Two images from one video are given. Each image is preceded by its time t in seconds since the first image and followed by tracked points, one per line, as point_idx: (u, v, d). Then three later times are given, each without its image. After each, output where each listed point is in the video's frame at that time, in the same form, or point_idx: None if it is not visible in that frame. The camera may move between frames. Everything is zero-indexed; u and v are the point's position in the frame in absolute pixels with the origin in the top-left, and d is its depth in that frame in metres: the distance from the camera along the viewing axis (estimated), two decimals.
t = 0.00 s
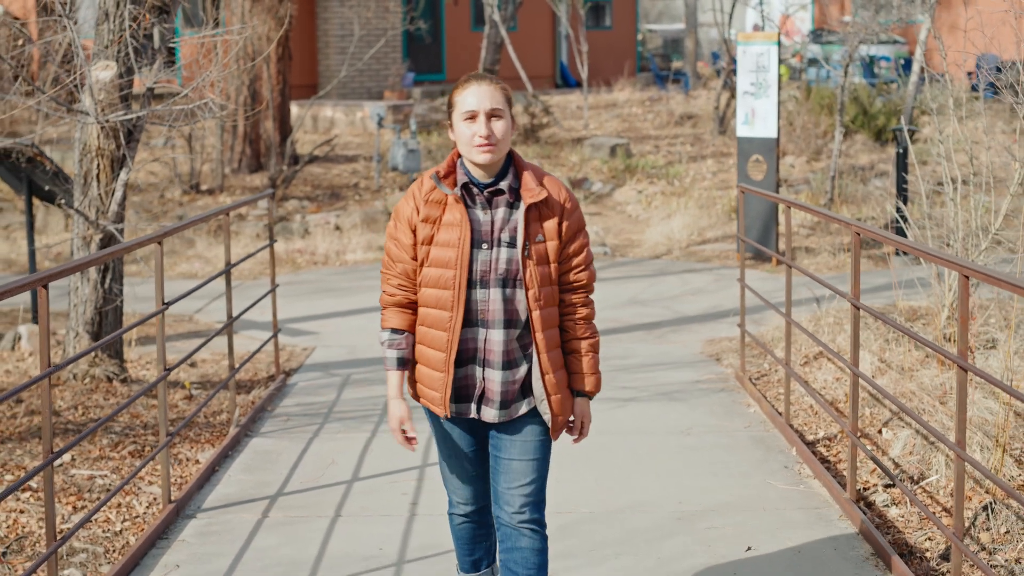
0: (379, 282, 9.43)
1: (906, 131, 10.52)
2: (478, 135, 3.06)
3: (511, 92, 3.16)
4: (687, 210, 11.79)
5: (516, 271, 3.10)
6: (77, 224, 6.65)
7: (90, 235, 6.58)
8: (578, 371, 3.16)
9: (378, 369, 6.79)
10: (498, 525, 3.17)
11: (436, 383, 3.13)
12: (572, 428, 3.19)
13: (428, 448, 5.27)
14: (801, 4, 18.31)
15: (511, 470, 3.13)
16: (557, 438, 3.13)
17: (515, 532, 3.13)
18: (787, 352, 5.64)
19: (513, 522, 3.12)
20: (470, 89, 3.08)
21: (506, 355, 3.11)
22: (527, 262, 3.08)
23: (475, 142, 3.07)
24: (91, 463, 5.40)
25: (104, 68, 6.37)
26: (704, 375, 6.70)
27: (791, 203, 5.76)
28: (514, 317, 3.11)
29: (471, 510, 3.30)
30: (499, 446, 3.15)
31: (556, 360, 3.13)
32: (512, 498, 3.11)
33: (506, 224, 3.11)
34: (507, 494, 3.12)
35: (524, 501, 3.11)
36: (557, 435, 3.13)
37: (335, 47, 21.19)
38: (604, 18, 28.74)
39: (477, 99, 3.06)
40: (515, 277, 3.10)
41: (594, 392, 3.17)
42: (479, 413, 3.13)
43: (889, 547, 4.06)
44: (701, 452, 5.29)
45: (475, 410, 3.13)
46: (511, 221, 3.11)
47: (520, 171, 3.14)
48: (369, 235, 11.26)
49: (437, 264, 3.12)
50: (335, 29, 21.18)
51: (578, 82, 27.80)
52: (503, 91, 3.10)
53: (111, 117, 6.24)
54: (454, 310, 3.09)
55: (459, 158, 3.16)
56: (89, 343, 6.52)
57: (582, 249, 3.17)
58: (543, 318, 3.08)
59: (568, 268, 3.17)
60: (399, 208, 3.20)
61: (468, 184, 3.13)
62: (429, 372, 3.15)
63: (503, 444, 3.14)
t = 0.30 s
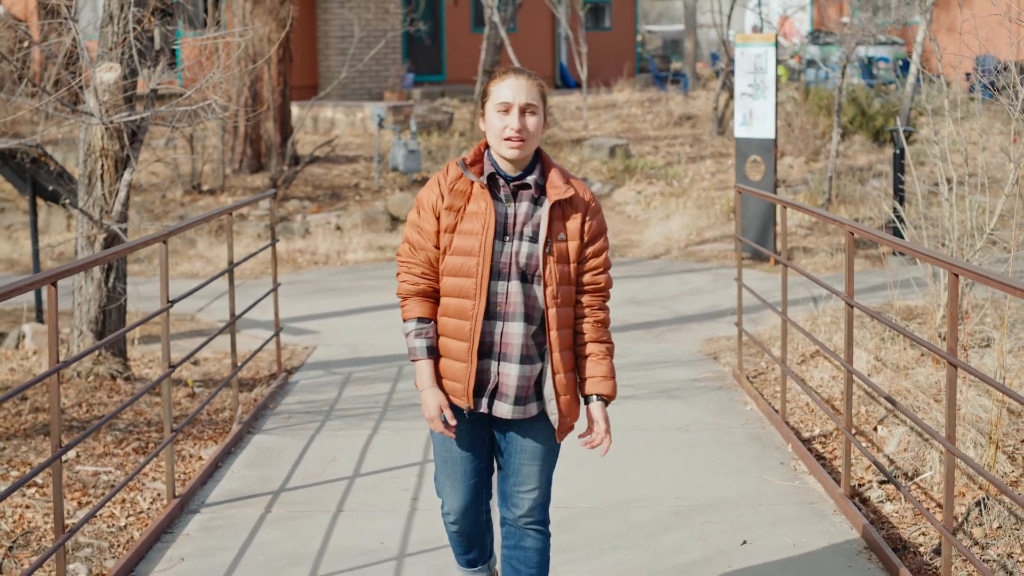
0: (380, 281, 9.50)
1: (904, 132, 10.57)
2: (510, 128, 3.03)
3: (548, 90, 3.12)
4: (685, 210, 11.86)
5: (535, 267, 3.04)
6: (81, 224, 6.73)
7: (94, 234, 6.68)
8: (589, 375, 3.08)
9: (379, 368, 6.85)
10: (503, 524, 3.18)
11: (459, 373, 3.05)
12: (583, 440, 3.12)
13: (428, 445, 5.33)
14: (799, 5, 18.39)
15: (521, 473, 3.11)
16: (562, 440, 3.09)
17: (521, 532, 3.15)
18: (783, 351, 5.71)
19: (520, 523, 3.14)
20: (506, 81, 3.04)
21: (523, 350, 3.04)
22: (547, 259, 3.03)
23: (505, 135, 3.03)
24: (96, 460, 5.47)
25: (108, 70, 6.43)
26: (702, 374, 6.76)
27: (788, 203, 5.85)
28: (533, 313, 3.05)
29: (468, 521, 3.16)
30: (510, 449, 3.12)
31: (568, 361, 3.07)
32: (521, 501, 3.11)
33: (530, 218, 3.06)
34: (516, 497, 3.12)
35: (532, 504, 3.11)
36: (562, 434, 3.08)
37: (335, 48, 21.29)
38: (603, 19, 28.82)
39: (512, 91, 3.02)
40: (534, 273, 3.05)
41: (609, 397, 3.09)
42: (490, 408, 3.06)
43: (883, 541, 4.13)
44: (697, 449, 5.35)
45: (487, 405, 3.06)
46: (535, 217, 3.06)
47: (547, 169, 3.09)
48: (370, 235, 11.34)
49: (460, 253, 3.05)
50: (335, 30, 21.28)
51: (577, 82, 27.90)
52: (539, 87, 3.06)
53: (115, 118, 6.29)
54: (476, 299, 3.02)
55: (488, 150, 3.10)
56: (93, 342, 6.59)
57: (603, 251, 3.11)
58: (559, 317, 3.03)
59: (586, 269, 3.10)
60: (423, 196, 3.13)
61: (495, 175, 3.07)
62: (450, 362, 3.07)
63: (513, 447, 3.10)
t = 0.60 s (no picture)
0: (379, 282, 9.55)
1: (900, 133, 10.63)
2: (503, 131, 3.07)
3: (540, 91, 3.16)
4: (683, 212, 11.92)
5: (538, 269, 3.09)
6: (85, 225, 6.80)
7: (97, 235, 6.76)
8: (594, 377, 3.12)
9: (379, 368, 6.91)
10: (506, 526, 3.23)
11: (453, 378, 3.07)
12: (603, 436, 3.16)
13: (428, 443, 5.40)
14: (797, 7, 18.45)
15: (526, 476, 3.15)
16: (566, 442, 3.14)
17: (523, 535, 3.21)
18: (779, 350, 5.77)
19: (523, 526, 3.19)
20: (496, 85, 3.08)
21: (526, 353, 3.08)
22: (550, 260, 3.08)
23: (499, 138, 3.07)
24: (99, 458, 5.53)
25: (111, 73, 6.51)
26: (700, 373, 6.82)
27: (783, 203, 5.94)
28: (535, 315, 3.09)
29: (476, 534, 3.11)
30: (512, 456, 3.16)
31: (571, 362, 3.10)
32: (527, 504, 3.17)
33: (531, 221, 3.10)
34: (522, 500, 3.17)
35: (536, 507, 3.17)
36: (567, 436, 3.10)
37: (334, 50, 21.37)
38: (602, 21, 28.87)
39: (502, 95, 3.06)
40: (537, 275, 3.09)
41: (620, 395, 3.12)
42: (497, 411, 3.08)
43: (877, 537, 4.19)
44: (693, 447, 5.42)
45: (493, 408, 3.08)
46: (536, 219, 3.10)
47: (547, 170, 3.14)
48: (369, 236, 11.40)
49: (462, 258, 3.09)
50: (334, 32, 21.37)
51: (576, 85, 27.97)
52: (528, 89, 3.09)
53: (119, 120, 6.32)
54: (478, 303, 3.06)
55: (486, 155, 3.15)
56: (96, 342, 6.65)
57: (605, 250, 3.16)
58: (561, 318, 3.07)
59: (587, 268, 3.14)
60: (423, 203, 3.18)
61: (495, 179, 3.11)
62: (445, 367, 3.10)
63: (519, 449, 3.13)
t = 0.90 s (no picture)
0: (377, 281, 9.62)
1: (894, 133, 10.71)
2: (481, 139, 3.07)
3: (518, 95, 3.16)
4: (679, 211, 12.00)
5: (529, 272, 3.10)
6: (87, 224, 6.87)
7: (98, 234, 6.83)
8: (594, 375, 3.18)
9: (377, 365, 6.98)
10: (502, 528, 3.27)
11: (443, 389, 3.09)
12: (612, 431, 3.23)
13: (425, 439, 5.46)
14: (792, 8, 18.53)
15: (522, 481, 3.19)
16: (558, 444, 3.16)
17: (519, 536, 3.25)
18: (773, 347, 5.84)
19: (519, 527, 3.24)
20: (472, 93, 3.08)
21: (519, 357, 3.09)
22: (540, 263, 3.08)
23: (478, 147, 3.07)
24: (101, 454, 5.60)
25: (113, 73, 6.57)
26: (694, 370, 6.89)
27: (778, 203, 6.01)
28: (526, 319, 3.10)
29: (476, 537, 3.12)
30: (507, 461, 3.19)
31: (562, 363, 3.11)
32: (525, 507, 3.22)
33: (518, 225, 3.11)
34: (518, 503, 3.21)
35: (534, 509, 3.22)
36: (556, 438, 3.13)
37: (332, 51, 21.46)
38: (599, 22, 28.97)
39: (478, 103, 3.06)
40: (527, 279, 3.10)
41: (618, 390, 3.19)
42: (495, 416, 3.11)
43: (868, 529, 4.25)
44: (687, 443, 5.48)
45: (492, 414, 3.10)
46: (523, 222, 3.11)
47: (531, 173, 3.15)
48: (367, 236, 11.47)
49: (449, 267, 3.10)
50: (332, 33, 21.47)
51: (573, 85, 28.08)
52: (506, 94, 3.09)
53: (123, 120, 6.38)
54: (465, 312, 3.07)
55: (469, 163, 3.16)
56: (97, 340, 6.71)
57: (596, 250, 3.18)
58: (551, 321, 3.08)
59: (581, 270, 3.17)
60: (409, 214, 3.19)
61: (478, 187, 3.11)
62: (435, 377, 3.12)
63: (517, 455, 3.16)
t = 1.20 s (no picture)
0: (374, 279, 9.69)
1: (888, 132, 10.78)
2: (452, 125, 3.10)
3: (489, 87, 3.20)
4: (674, 209, 12.07)
5: (509, 267, 3.10)
6: (87, 221, 6.93)
7: (99, 232, 6.89)
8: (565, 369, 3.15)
9: (374, 362, 7.04)
10: (494, 528, 3.30)
11: (433, 388, 3.10)
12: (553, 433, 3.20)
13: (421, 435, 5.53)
14: (787, 6, 18.60)
15: (508, 481, 3.22)
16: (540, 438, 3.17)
17: (510, 534, 3.28)
18: (765, 343, 5.91)
19: (510, 526, 3.27)
20: (442, 83, 3.13)
21: (502, 353, 3.10)
22: (520, 258, 3.09)
23: (449, 133, 3.10)
24: (103, 449, 5.66)
25: (114, 73, 6.62)
26: (689, 366, 6.95)
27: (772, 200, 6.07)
28: (508, 314, 3.11)
29: (464, 539, 3.16)
30: (491, 462, 3.22)
31: (544, 357, 3.13)
32: (513, 507, 3.24)
33: (496, 219, 3.11)
34: (506, 503, 3.24)
35: (522, 508, 3.25)
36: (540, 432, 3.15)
37: (328, 50, 21.53)
38: (595, 20, 29.04)
39: (448, 90, 3.10)
40: (507, 274, 3.10)
41: (581, 392, 3.15)
42: (480, 413, 3.13)
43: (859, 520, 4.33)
44: (680, 437, 5.54)
45: (477, 410, 3.12)
46: (500, 216, 3.11)
47: (505, 165, 3.15)
48: (364, 234, 11.53)
49: (429, 265, 3.11)
50: (328, 32, 21.54)
51: (568, 83, 28.17)
52: (476, 82, 3.14)
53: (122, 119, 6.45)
54: (447, 310, 3.07)
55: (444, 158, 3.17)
56: (97, 336, 6.77)
57: (574, 240, 3.17)
58: (531, 315, 3.08)
59: (559, 263, 3.16)
60: (386, 212, 3.19)
61: (455, 181, 3.13)
62: (422, 376, 3.13)
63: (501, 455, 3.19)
